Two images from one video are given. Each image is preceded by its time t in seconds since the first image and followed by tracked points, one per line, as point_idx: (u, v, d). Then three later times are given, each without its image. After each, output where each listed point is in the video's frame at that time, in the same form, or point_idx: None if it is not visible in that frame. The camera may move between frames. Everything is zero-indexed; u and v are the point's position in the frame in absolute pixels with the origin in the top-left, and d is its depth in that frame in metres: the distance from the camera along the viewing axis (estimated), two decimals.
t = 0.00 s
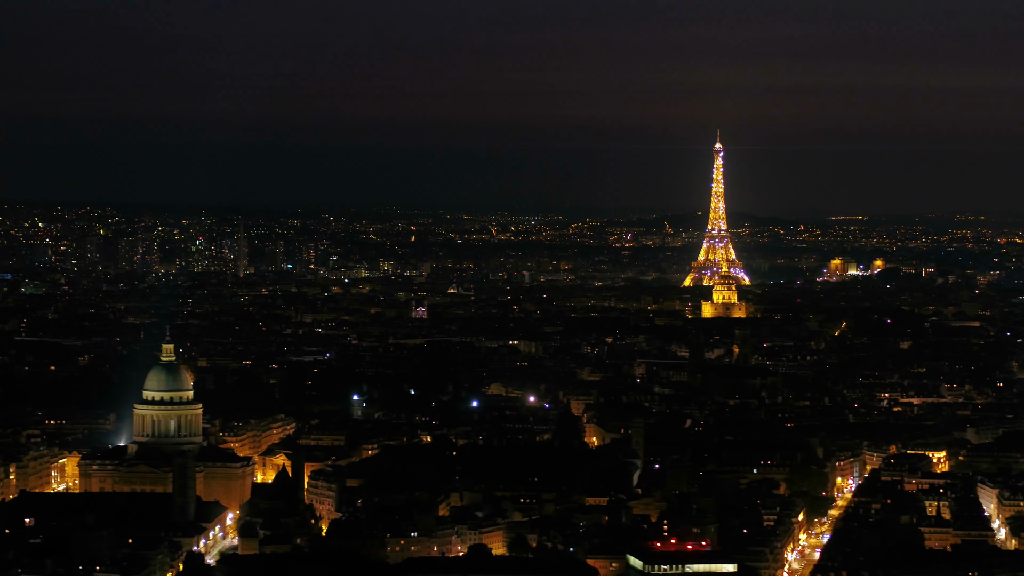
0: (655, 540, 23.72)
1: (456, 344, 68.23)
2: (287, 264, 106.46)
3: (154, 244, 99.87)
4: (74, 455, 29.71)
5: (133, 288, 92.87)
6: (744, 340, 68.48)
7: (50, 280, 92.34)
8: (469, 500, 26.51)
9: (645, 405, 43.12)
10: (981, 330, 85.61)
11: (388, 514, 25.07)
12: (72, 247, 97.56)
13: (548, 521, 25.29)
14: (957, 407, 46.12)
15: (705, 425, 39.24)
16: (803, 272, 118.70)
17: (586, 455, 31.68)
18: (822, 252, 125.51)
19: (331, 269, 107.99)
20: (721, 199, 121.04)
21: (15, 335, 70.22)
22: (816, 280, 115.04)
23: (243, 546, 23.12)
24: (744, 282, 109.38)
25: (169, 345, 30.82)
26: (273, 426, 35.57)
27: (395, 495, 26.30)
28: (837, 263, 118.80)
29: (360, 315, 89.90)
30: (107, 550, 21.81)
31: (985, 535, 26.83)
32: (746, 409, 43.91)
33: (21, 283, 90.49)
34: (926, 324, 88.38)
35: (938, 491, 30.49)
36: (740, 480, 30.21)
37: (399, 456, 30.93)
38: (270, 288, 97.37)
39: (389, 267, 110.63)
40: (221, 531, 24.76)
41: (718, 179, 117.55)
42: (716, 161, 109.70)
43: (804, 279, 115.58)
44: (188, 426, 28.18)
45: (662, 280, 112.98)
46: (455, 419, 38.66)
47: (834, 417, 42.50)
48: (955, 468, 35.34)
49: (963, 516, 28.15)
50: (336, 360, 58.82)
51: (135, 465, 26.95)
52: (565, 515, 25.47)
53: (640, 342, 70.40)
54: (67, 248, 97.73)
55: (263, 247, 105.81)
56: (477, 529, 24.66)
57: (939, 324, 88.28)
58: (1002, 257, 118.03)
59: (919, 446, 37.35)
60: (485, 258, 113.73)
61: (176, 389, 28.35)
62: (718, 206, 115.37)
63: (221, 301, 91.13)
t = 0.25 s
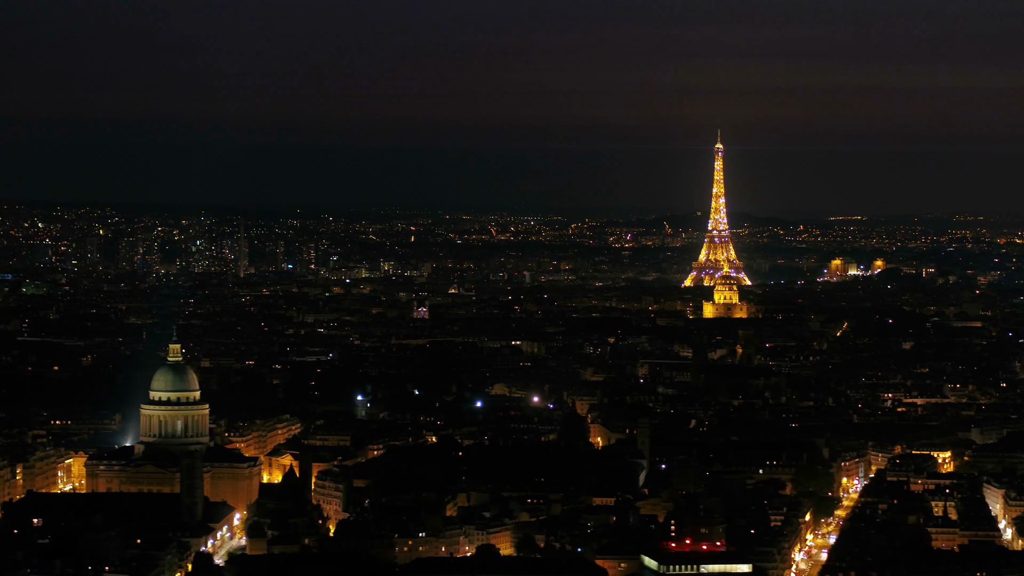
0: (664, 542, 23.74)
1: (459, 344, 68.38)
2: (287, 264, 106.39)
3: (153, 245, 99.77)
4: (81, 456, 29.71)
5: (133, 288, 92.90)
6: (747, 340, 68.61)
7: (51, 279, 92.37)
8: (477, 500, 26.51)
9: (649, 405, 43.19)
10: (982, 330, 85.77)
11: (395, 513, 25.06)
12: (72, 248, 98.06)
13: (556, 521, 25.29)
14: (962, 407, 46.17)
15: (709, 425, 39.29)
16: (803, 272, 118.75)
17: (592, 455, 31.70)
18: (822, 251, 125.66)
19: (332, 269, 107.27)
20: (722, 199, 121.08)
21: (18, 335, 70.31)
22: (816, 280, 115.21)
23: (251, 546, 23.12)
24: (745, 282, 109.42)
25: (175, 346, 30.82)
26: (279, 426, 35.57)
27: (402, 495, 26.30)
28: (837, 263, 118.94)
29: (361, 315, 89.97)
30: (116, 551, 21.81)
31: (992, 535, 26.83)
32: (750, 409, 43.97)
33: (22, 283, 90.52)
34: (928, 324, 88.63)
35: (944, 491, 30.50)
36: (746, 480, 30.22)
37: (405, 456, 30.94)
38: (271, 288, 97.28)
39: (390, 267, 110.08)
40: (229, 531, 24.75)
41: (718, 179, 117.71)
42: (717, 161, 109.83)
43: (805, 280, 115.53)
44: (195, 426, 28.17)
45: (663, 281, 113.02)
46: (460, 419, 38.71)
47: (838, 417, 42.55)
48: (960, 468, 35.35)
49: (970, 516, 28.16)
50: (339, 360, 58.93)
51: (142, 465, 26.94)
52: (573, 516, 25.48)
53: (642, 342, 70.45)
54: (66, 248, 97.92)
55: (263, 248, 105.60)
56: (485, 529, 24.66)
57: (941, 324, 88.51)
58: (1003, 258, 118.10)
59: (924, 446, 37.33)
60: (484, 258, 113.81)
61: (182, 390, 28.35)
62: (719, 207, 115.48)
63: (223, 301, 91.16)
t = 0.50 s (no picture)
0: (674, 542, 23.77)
1: (463, 345, 68.43)
2: (288, 264, 106.27)
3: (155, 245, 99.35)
4: (88, 456, 29.71)
5: (134, 288, 92.89)
6: (750, 340, 68.66)
7: (53, 280, 92.35)
8: (485, 500, 26.51)
9: (655, 405, 43.21)
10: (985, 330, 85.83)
11: (405, 514, 25.05)
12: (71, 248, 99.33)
13: (565, 521, 25.29)
14: (967, 407, 46.18)
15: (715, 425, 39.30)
16: (804, 273, 118.74)
17: (600, 456, 31.70)
18: (823, 251, 125.69)
19: (333, 269, 108.09)
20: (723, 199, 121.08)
21: (21, 335, 70.28)
22: (818, 280, 115.27)
23: (261, 546, 23.13)
24: (747, 283, 109.42)
25: (183, 346, 30.81)
26: (285, 427, 35.58)
27: (411, 496, 26.30)
28: (839, 264, 118.94)
29: (364, 316, 89.99)
30: (127, 551, 21.81)
31: (1001, 535, 26.84)
32: (756, 410, 43.99)
33: (24, 284, 90.48)
34: (930, 324, 88.76)
35: (952, 491, 30.50)
36: (754, 481, 30.22)
37: (413, 456, 30.94)
38: (272, 288, 97.17)
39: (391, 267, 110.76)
40: (238, 531, 24.76)
41: (720, 179, 117.75)
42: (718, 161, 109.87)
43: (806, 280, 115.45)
44: (203, 426, 28.16)
45: (664, 281, 113.02)
46: (467, 419, 38.71)
47: (844, 418, 42.57)
48: (967, 468, 35.36)
49: (979, 516, 28.17)
50: (343, 360, 58.97)
51: (151, 465, 26.93)
52: (582, 516, 25.48)
53: (646, 342, 70.46)
54: (67, 248, 98.55)
55: (265, 247, 105.17)
56: (494, 529, 24.67)
57: (943, 324, 88.62)
58: (1004, 258, 118.15)
59: (931, 446, 37.35)
60: (486, 259, 113.81)
61: (191, 390, 28.35)
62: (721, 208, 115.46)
63: (225, 301, 91.14)
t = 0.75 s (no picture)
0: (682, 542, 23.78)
1: (464, 344, 68.38)
2: (287, 264, 106.18)
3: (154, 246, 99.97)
4: (93, 455, 29.70)
5: (134, 288, 92.88)
6: (752, 339, 68.58)
7: (52, 279, 92.31)
8: (491, 500, 26.50)
9: (658, 405, 43.14)
10: (986, 330, 85.79)
11: (411, 514, 25.03)
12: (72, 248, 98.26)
13: (571, 522, 25.29)
14: (969, 408, 46.06)
15: (718, 425, 39.22)
16: (803, 273, 118.73)
17: (604, 456, 31.67)
18: (822, 252, 125.64)
19: (332, 269, 107.87)
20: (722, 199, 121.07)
21: (21, 335, 70.20)
22: (817, 280, 115.25)
23: (269, 546, 23.14)
24: (747, 283, 109.38)
25: (188, 346, 30.80)
26: (289, 426, 35.54)
27: (417, 495, 26.29)
28: (838, 263, 118.92)
29: (365, 316, 89.98)
30: (134, 551, 21.80)
31: (1006, 535, 26.79)
32: (759, 410, 43.93)
33: (23, 283, 90.41)
34: (930, 324, 88.77)
35: (957, 491, 30.47)
36: (758, 481, 30.18)
37: (418, 456, 30.90)
38: (272, 288, 97.08)
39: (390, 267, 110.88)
40: (244, 532, 24.77)
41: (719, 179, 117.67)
42: (718, 161, 109.78)
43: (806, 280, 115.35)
44: (208, 426, 28.15)
45: (664, 281, 113.00)
46: (470, 419, 38.65)
47: (847, 418, 42.50)
48: (971, 468, 35.33)
49: (983, 516, 28.14)
50: (344, 360, 58.92)
51: (156, 464, 26.90)
52: (587, 516, 25.47)
53: (646, 342, 70.46)
54: (67, 248, 98.28)
55: (263, 247, 105.22)
56: (500, 530, 24.68)
57: (943, 324, 88.63)
58: (1003, 258, 118.20)
59: (934, 447, 37.35)
60: (485, 259, 113.80)
61: (196, 390, 28.34)
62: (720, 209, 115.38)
63: (225, 301, 91.11)
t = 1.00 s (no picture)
0: (690, 543, 23.78)
1: (465, 345, 68.14)
2: (286, 264, 105.88)
3: (152, 245, 101.34)
4: (98, 456, 29.71)
5: (133, 288, 92.95)
6: (753, 340, 68.46)
7: (51, 279, 92.36)
8: (498, 500, 26.51)
9: (661, 406, 43.10)
10: (986, 331, 85.74)
11: (418, 514, 25.03)
12: (71, 248, 98.11)
13: (578, 522, 25.29)
14: (972, 408, 45.95)
15: (721, 426, 39.17)
16: (802, 273, 118.78)
17: (609, 456, 31.65)
18: (820, 252, 125.60)
19: (331, 269, 107.52)
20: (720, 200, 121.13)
21: (21, 335, 70.16)
22: (816, 280, 115.14)
23: (276, 546, 23.14)
24: (746, 284, 109.27)
25: (193, 346, 30.79)
26: (292, 426, 35.53)
27: (423, 496, 26.29)
28: (836, 264, 118.90)
29: (364, 316, 90.01)
30: (142, 552, 21.80)
31: (1012, 535, 26.80)
32: (762, 410, 43.89)
33: (22, 283, 90.45)
34: (930, 325, 88.68)
35: (962, 491, 30.47)
36: (764, 481, 30.18)
37: (423, 456, 30.88)
38: (271, 289, 97.06)
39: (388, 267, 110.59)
40: (250, 531, 24.76)
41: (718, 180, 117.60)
42: (717, 161, 109.70)
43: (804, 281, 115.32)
44: (214, 426, 28.16)
45: (662, 281, 113.04)
46: (473, 420, 38.63)
47: (850, 418, 42.45)
48: (975, 468, 35.32)
49: (989, 516, 28.14)
50: (346, 360, 58.96)
51: (163, 465, 26.91)
52: (594, 516, 25.47)
53: (647, 342, 70.52)
54: (65, 248, 97.51)
55: (262, 247, 105.20)
56: (507, 529, 24.67)
57: (943, 325, 88.59)
58: (1001, 258, 118.29)
59: (937, 446, 37.37)
60: (483, 259, 113.82)
61: (202, 390, 28.34)
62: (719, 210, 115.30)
63: (225, 301, 91.16)
